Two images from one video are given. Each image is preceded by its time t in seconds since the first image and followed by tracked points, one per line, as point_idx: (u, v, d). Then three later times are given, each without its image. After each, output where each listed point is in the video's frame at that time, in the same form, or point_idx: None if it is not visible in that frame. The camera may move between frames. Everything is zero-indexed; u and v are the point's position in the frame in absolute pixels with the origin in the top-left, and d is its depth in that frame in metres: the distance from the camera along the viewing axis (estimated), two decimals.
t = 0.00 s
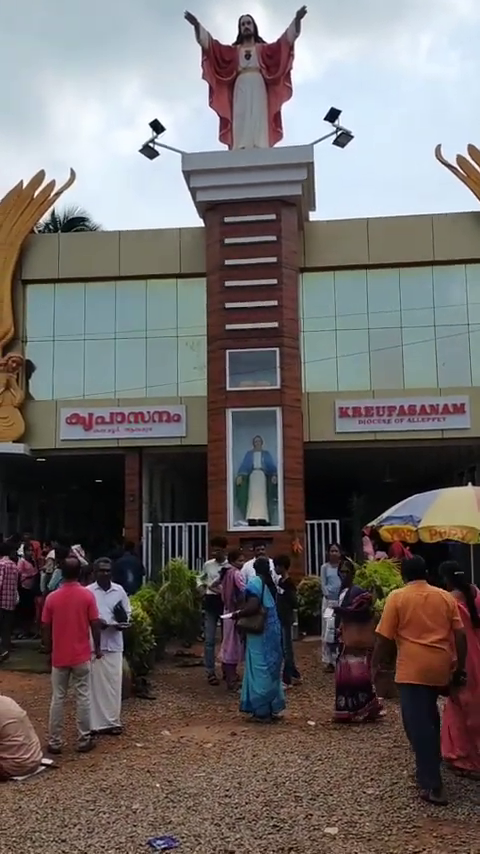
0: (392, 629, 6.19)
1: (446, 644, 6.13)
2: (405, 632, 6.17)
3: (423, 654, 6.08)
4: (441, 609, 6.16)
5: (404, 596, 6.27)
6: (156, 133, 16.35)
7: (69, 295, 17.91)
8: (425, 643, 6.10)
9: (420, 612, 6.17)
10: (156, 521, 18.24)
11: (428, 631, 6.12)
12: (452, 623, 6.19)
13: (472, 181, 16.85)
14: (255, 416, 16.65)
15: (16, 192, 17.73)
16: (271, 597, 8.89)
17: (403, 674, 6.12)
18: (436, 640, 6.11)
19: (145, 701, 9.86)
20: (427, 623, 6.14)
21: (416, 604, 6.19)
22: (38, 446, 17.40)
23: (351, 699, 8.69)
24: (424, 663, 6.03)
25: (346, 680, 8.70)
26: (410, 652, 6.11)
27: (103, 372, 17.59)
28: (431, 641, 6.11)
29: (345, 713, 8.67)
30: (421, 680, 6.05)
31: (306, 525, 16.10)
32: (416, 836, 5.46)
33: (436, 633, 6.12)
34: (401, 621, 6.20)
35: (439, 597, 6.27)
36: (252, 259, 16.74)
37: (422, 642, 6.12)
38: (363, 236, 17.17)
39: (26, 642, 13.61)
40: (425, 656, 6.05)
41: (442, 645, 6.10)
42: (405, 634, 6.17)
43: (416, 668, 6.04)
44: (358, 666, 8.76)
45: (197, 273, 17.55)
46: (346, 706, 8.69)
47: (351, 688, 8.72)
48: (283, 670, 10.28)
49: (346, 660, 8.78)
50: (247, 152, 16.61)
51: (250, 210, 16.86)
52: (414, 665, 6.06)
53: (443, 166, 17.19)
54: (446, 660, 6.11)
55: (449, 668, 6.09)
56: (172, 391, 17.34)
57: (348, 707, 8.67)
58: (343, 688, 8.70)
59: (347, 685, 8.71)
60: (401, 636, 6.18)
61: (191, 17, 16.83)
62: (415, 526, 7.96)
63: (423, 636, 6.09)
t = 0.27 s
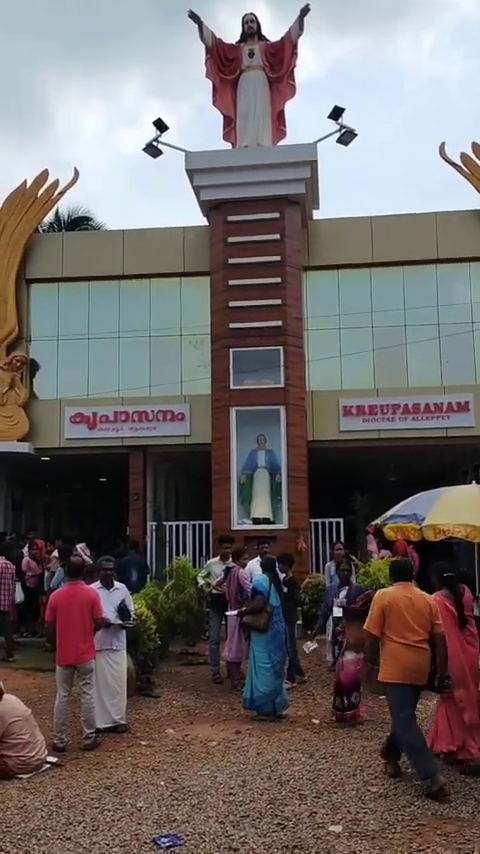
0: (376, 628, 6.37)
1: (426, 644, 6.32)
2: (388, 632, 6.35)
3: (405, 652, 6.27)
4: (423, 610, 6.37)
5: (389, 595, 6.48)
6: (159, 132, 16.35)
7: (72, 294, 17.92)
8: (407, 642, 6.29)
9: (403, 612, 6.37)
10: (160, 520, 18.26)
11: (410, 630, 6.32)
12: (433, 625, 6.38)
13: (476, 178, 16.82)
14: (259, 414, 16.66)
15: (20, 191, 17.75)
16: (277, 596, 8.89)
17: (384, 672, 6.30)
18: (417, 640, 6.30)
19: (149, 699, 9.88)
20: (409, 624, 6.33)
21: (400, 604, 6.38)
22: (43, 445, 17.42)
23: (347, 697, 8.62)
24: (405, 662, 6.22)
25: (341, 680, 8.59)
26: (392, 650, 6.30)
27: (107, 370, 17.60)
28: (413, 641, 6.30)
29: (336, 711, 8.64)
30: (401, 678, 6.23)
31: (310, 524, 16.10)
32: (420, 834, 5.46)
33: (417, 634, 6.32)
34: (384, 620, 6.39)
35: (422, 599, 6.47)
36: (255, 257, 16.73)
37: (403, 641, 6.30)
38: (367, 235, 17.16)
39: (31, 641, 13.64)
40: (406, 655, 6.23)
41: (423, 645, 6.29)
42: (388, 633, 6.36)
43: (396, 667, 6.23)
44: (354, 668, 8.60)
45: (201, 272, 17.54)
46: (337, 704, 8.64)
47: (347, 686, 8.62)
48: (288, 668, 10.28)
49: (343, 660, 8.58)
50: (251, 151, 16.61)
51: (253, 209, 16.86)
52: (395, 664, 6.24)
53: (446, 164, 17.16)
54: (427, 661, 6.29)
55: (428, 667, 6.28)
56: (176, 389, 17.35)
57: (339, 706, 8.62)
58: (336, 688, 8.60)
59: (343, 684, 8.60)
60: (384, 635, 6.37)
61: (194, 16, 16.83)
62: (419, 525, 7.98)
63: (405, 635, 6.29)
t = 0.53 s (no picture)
0: (363, 616, 6.83)
1: (409, 631, 6.80)
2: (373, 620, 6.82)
3: (388, 638, 6.76)
4: (407, 599, 6.84)
5: (375, 584, 6.94)
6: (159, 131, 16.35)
7: (73, 293, 17.93)
8: (391, 629, 6.78)
9: (387, 601, 6.84)
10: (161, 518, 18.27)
11: (394, 618, 6.79)
12: (416, 612, 6.86)
13: (476, 176, 16.82)
14: (259, 413, 16.68)
15: (21, 190, 17.76)
16: (279, 595, 8.91)
17: (369, 658, 6.79)
18: (401, 626, 6.78)
19: (150, 697, 9.90)
20: (394, 612, 6.80)
21: (385, 594, 6.85)
22: (43, 444, 17.43)
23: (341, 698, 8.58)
24: (389, 648, 6.72)
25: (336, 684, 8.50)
26: (376, 636, 6.79)
27: (107, 369, 17.61)
28: (396, 629, 6.78)
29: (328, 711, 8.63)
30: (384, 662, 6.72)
31: (310, 522, 16.12)
32: (420, 831, 5.48)
33: (400, 622, 6.79)
34: (370, 608, 6.85)
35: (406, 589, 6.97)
36: (256, 256, 16.73)
37: (387, 629, 6.78)
38: (367, 234, 17.17)
39: (32, 639, 13.67)
40: (388, 641, 6.73)
41: (406, 631, 6.77)
42: (373, 622, 6.83)
43: (381, 653, 6.71)
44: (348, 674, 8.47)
45: (201, 271, 17.55)
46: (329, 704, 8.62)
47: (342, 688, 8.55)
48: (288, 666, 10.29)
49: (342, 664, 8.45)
50: (251, 149, 16.62)
51: (254, 207, 16.86)
52: (379, 649, 6.74)
53: (447, 162, 17.15)
54: (409, 647, 6.76)
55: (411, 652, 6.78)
56: (176, 388, 17.36)
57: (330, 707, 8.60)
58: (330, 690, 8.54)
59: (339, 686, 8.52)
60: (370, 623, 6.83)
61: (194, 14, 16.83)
62: (419, 523, 7.97)
63: (389, 621, 6.77)
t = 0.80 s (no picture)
0: (345, 618, 6.91)
1: (392, 630, 6.88)
2: (356, 621, 6.90)
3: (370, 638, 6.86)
4: (388, 598, 6.91)
5: (358, 585, 7.02)
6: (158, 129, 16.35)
7: (71, 291, 17.93)
8: (374, 629, 6.86)
9: (369, 601, 6.91)
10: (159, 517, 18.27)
11: (377, 619, 6.87)
12: (398, 611, 6.93)
13: (474, 176, 16.83)
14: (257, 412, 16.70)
15: (19, 189, 17.74)
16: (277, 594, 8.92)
17: (353, 658, 6.89)
18: (383, 626, 6.87)
19: (147, 696, 9.91)
20: (377, 612, 6.88)
21: (367, 594, 6.92)
22: (41, 442, 17.43)
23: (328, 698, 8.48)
24: (372, 649, 6.81)
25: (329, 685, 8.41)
26: (359, 636, 6.90)
27: (105, 368, 17.61)
28: (380, 629, 6.85)
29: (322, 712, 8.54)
30: (367, 662, 6.83)
31: (308, 521, 16.13)
32: (416, 830, 5.49)
33: (383, 622, 6.87)
34: (353, 609, 6.93)
35: (388, 588, 7.02)
36: (254, 255, 16.74)
37: (370, 629, 6.87)
38: (365, 233, 17.17)
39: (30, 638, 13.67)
40: (371, 641, 6.82)
41: (388, 630, 6.85)
42: (356, 622, 6.90)
43: (363, 653, 6.82)
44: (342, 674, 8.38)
45: (200, 270, 17.55)
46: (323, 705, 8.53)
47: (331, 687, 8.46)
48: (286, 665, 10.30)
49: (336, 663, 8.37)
50: (249, 148, 16.62)
51: (252, 206, 16.86)
52: (363, 649, 6.83)
53: (445, 162, 17.16)
54: (392, 645, 6.85)
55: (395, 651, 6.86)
56: (174, 387, 17.36)
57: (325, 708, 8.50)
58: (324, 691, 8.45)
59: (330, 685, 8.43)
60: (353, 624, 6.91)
61: (193, 13, 16.82)
62: (416, 521, 7.97)
63: (370, 621, 6.85)
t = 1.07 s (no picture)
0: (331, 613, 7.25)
1: (378, 625, 7.16)
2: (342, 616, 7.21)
3: (356, 633, 7.15)
4: (374, 595, 7.18)
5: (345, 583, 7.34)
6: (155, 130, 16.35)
7: (68, 291, 17.91)
8: (360, 625, 7.15)
9: (355, 598, 7.21)
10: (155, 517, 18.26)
11: (362, 615, 7.16)
12: (384, 607, 7.20)
13: (471, 177, 16.84)
14: (252, 413, 16.80)
15: (15, 189, 17.74)
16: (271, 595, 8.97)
17: (339, 652, 7.21)
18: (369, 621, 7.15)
19: (143, 697, 9.89)
20: (362, 608, 7.18)
21: (353, 591, 7.23)
22: (37, 442, 17.41)
23: (314, 698, 8.33)
24: (357, 643, 7.11)
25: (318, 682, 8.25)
26: (346, 631, 7.21)
27: (102, 368, 17.59)
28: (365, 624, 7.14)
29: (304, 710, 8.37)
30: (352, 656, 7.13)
31: (304, 522, 16.12)
32: (412, 830, 5.48)
33: (369, 618, 7.16)
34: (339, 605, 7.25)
35: (376, 585, 7.30)
36: (251, 255, 16.74)
37: (355, 625, 7.16)
38: (363, 234, 17.18)
39: (25, 638, 13.65)
40: (356, 636, 7.12)
41: (373, 625, 7.13)
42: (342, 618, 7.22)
43: (348, 648, 7.13)
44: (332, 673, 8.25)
45: (197, 270, 17.54)
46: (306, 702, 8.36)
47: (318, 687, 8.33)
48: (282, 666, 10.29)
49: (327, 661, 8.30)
50: (247, 149, 16.63)
51: (249, 207, 16.87)
52: (348, 644, 7.15)
53: (442, 163, 17.18)
54: (377, 640, 7.14)
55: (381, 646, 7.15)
56: (171, 387, 17.35)
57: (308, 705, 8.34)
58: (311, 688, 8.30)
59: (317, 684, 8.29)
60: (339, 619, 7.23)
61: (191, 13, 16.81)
62: (412, 523, 7.99)
63: (357, 617, 7.14)
